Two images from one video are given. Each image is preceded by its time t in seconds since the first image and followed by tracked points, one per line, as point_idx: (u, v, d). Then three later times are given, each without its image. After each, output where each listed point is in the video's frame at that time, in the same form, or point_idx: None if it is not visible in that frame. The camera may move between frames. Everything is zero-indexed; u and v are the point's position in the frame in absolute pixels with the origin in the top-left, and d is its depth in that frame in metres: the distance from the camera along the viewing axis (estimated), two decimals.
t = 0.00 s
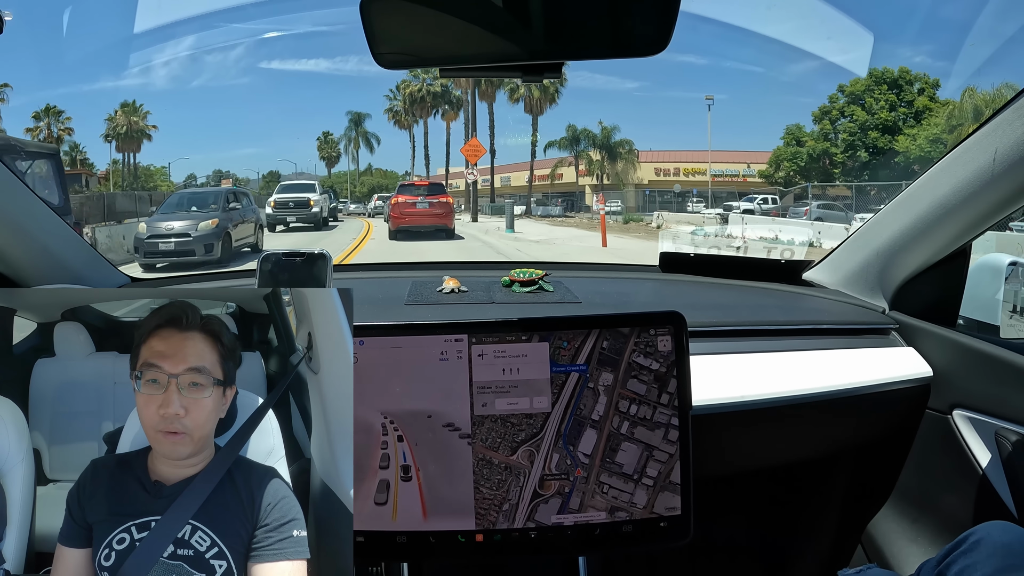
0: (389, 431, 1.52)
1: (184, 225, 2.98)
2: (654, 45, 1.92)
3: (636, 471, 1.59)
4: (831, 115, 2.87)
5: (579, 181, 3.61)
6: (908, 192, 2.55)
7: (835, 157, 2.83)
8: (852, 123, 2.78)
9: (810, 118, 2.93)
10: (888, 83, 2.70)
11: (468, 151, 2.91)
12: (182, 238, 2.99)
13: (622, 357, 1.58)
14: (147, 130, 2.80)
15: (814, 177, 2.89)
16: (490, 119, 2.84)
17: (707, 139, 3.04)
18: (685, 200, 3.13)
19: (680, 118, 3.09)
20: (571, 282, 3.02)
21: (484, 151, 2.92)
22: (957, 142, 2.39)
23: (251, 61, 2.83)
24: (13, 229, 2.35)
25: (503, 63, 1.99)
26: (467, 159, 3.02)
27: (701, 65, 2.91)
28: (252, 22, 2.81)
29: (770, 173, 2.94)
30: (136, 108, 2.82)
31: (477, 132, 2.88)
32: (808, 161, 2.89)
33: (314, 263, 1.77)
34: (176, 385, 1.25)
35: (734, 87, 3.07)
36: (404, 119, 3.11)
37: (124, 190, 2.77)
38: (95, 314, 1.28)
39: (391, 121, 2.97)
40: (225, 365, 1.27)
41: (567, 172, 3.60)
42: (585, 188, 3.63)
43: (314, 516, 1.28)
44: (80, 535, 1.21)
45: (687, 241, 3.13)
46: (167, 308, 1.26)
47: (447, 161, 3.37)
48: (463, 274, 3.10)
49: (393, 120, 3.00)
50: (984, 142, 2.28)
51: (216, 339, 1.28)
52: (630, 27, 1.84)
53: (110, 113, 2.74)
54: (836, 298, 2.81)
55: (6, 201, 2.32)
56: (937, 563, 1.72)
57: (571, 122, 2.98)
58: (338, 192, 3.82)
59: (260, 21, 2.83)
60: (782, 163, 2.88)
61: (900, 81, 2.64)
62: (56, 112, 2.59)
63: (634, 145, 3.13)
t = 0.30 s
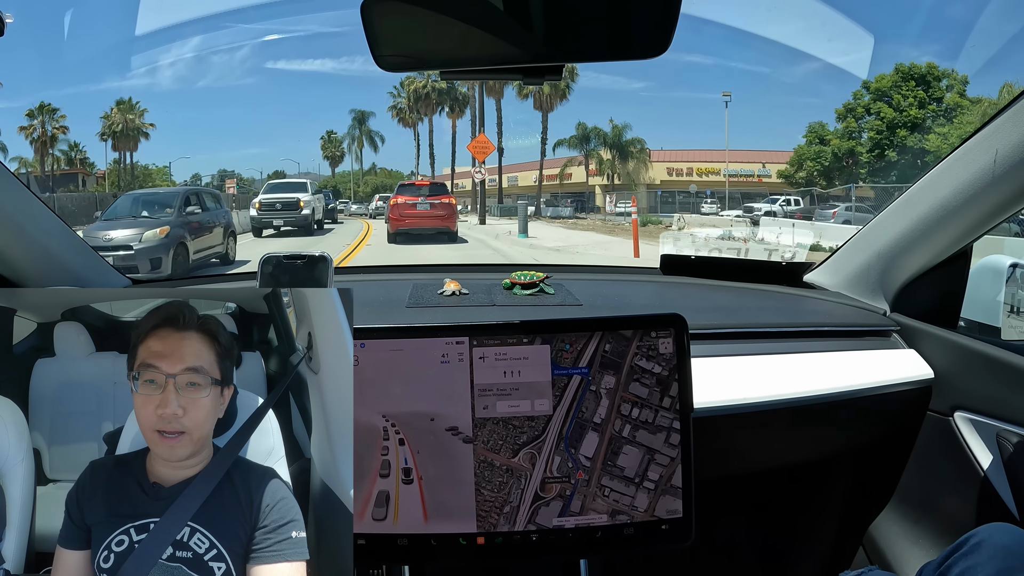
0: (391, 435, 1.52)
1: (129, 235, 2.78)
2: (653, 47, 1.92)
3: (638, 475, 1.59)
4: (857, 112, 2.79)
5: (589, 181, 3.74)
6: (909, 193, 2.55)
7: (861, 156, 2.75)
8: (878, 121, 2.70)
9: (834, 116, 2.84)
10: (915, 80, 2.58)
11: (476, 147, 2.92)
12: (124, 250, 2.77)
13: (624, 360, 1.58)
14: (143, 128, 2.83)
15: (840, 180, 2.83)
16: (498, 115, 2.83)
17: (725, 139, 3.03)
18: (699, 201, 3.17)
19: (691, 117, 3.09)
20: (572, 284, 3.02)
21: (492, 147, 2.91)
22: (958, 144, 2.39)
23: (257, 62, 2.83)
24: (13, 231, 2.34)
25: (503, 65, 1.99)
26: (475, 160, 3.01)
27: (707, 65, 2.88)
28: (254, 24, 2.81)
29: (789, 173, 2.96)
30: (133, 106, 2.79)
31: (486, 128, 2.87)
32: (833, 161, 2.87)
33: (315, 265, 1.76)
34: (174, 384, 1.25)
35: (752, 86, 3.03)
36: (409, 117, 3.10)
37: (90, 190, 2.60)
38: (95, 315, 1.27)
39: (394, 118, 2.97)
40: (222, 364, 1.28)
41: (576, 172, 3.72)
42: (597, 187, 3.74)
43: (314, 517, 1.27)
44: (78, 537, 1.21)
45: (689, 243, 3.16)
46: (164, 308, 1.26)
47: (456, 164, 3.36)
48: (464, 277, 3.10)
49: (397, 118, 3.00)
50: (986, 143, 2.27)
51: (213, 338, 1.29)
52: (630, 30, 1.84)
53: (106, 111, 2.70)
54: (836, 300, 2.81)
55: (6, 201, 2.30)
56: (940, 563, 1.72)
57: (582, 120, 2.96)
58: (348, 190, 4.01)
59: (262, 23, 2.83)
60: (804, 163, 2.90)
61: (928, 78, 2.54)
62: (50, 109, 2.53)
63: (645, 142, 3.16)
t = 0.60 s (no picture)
0: (390, 435, 1.52)
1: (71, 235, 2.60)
2: (653, 49, 1.92)
3: (636, 477, 1.59)
4: (882, 110, 2.68)
5: (599, 181, 3.39)
6: (913, 194, 2.55)
7: (887, 155, 2.62)
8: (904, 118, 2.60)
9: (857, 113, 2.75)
10: (943, 77, 2.52)
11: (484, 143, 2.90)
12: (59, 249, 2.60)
13: (624, 362, 1.57)
14: (141, 126, 2.81)
15: (864, 180, 2.72)
16: (505, 111, 2.82)
17: (741, 138, 2.85)
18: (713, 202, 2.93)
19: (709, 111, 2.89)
20: (572, 285, 3.02)
21: (501, 145, 2.90)
22: (958, 147, 2.39)
23: (263, 61, 2.85)
24: (12, 231, 2.37)
25: (503, 66, 1.98)
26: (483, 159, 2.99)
27: (712, 65, 2.80)
28: (254, 24, 2.80)
29: (810, 173, 2.83)
30: (129, 104, 2.80)
31: (493, 123, 2.85)
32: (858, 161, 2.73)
33: (315, 266, 1.74)
34: (182, 383, 1.25)
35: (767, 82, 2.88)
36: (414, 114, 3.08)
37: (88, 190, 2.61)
38: (95, 315, 1.27)
39: (399, 116, 2.95)
40: (229, 364, 1.28)
41: (586, 172, 3.39)
42: (606, 188, 3.39)
43: (315, 516, 1.28)
44: (79, 538, 1.21)
45: (689, 243, 3.13)
46: (171, 306, 1.25)
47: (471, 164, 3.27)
48: (463, 278, 3.10)
49: (401, 116, 2.98)
50: (987, 145, 2.28)
51: (221, 338, 1.29)
52: (631, 32, 1.85)
53: (103, 109, 2.72)
54: (836, 301, 2.80)
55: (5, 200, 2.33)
56: (934, 565, 1.72)
57: (592, 118, 2.93)
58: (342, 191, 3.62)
59: (261, 23, 2.81)
60: (827, 162, 2.76)
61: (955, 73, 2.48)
62: (45, 107, 2.47)
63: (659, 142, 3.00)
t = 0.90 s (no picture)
0: (392, 432, 1.51)
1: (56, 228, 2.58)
2: (654, 48, 1.93)
3: (637, 475, 1.59)
4: (907, 107, 2.61)
5: (609, 180, 3.53)
6: (913, 192, 2.55)
7: (913, 156, 2.53)
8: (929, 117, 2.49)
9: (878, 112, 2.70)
10: (971, 74, 2.42)
11: (492, 139, 2.84)
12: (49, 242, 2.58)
13: (626, 360, 1.58)
14: (138, 124, 2.81)
15: (886, 180, 2.64)
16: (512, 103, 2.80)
17: (759, 136, 2.89)
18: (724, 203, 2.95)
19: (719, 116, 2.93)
20: (573, 283, 3.02)
21: (509, 140, 2.84)
22: (960, 145, 2.39)
23: (269, 61, 2.82)
24: (11, 226, 2.38)
25: (504, 64, 1.98)
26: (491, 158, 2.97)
27: (716, 65, 2.84)
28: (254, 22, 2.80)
29: (828, 173, 2.79)
30: (127, 100, 2.77)
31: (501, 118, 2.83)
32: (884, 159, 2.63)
33: (315, 264, 1.74)
34: (190, 384, 1.26)
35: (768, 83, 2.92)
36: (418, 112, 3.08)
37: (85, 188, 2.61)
38: (95, 315, 1.27)
39: (403, 114, 2.94)
40: (236, 367, 1.28)
41: (594, 171, 3.54)
42: (615, 188, 3.52)
43: (314, 515, 1.28)
44: (78, 537, 1.21)
45: (690, 242, 3.13)
46: (184, 308, 1.26)
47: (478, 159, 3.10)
48: (465, 276, 3.10)
49: (405, 113, 2.97)
50: (987, 143, 2.29)
51: (229, 340, 1.29)
52: (632, 30, 1.85)
53: (100, 108, 2.70)
54: (838, 298, 2.79)
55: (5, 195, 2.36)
56: (937, 563, 1.72)
57: (601, 116, 2.89)
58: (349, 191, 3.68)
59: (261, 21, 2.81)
60: (850, 161, 2.70)
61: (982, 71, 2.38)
62: (40, 105, 2.40)
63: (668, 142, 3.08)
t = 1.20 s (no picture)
0: (394, 433, 1.52)
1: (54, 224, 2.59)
2: (654, 48, 1.92)
3: (638, 477, 1.59)
4: (929, 105, 2.51)
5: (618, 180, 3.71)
6: (913, 192, 2.54)
7: (936, 156, 2.46)
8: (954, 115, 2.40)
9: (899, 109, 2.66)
10: (993, 69, 2.33)
11: (501, 135, 2.76)
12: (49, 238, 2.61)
13: (628, 362, 1.58)
14: (137, 122, 2.84)
15: (906, 180, 2.58)
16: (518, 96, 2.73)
17: (776, 136, 2.94)
18: (737, 203, 3.00)
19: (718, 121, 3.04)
20: (574, 283, 3.02)
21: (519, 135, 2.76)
22: (960, 143, 2.39)
23: (275, 61, 2.83)
24: (13, 226, 2.36)
25: (504, 65, 1.98)
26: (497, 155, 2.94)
27: (721, 64, 2.91)
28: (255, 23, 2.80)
29: (845, 174, 2.74)
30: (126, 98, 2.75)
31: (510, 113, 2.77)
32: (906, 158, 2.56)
33: (316, 266, 1.71)
34: (195, 386, 1.26)
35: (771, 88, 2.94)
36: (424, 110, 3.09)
37: (92, 188, 2.71)
38: (95, 315, 1.28)
39: (407, 111, 2.94)
40: (241, 370, 1.28)
41: (603, 172, 3.71)
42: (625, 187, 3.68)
43: (314, 514, 1.28)
44: (82, 536, 1.21)
45: (690, 242, 3.13)
46: (191, 309, 1.27)
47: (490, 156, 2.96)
48: (466, 277, 3.11)
49: (409, 111, 2.97)
50: (988, 142, 2.28)
51: (236, 342, 1.29)
52: (632, 32, 1.85)
53: (99, 107, 2.69)
54: (840, 299, 2.79)
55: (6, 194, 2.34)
56: (934, 564, 1.71)
57: (611, 116, 2.93)
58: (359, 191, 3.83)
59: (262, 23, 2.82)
60: (870, 160, 2.61)
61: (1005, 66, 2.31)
62: (38, 104, 2.49)
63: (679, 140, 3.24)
